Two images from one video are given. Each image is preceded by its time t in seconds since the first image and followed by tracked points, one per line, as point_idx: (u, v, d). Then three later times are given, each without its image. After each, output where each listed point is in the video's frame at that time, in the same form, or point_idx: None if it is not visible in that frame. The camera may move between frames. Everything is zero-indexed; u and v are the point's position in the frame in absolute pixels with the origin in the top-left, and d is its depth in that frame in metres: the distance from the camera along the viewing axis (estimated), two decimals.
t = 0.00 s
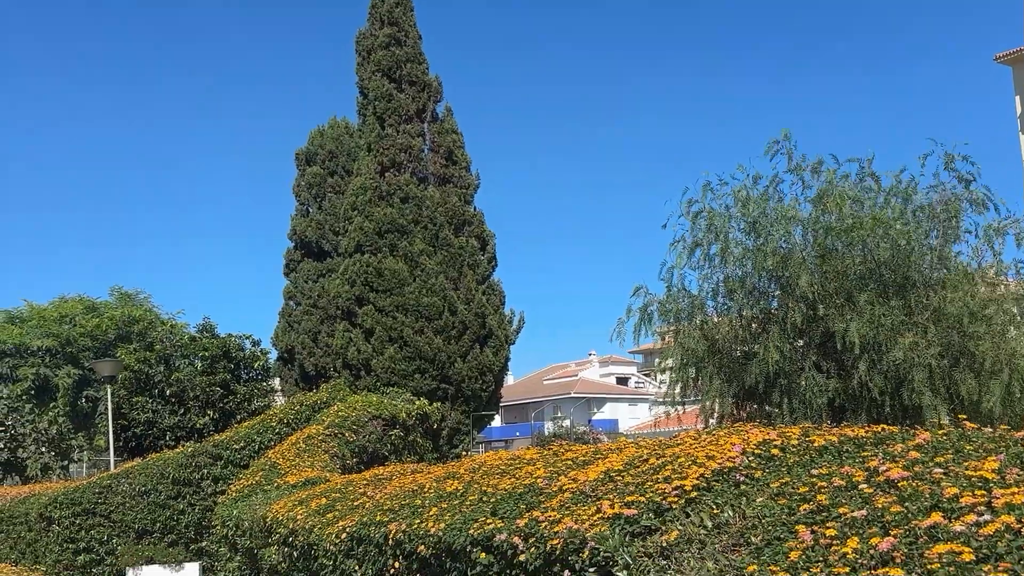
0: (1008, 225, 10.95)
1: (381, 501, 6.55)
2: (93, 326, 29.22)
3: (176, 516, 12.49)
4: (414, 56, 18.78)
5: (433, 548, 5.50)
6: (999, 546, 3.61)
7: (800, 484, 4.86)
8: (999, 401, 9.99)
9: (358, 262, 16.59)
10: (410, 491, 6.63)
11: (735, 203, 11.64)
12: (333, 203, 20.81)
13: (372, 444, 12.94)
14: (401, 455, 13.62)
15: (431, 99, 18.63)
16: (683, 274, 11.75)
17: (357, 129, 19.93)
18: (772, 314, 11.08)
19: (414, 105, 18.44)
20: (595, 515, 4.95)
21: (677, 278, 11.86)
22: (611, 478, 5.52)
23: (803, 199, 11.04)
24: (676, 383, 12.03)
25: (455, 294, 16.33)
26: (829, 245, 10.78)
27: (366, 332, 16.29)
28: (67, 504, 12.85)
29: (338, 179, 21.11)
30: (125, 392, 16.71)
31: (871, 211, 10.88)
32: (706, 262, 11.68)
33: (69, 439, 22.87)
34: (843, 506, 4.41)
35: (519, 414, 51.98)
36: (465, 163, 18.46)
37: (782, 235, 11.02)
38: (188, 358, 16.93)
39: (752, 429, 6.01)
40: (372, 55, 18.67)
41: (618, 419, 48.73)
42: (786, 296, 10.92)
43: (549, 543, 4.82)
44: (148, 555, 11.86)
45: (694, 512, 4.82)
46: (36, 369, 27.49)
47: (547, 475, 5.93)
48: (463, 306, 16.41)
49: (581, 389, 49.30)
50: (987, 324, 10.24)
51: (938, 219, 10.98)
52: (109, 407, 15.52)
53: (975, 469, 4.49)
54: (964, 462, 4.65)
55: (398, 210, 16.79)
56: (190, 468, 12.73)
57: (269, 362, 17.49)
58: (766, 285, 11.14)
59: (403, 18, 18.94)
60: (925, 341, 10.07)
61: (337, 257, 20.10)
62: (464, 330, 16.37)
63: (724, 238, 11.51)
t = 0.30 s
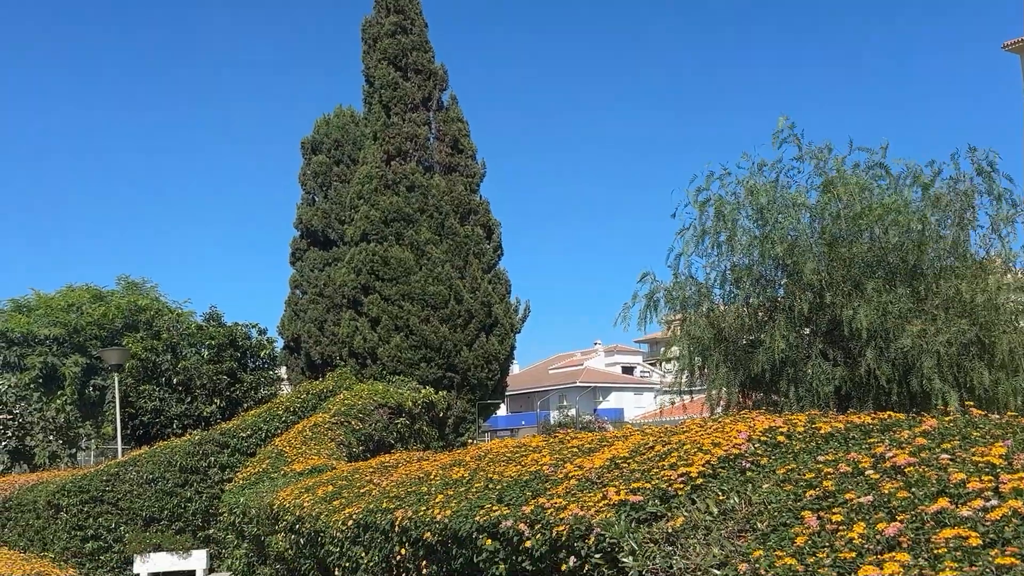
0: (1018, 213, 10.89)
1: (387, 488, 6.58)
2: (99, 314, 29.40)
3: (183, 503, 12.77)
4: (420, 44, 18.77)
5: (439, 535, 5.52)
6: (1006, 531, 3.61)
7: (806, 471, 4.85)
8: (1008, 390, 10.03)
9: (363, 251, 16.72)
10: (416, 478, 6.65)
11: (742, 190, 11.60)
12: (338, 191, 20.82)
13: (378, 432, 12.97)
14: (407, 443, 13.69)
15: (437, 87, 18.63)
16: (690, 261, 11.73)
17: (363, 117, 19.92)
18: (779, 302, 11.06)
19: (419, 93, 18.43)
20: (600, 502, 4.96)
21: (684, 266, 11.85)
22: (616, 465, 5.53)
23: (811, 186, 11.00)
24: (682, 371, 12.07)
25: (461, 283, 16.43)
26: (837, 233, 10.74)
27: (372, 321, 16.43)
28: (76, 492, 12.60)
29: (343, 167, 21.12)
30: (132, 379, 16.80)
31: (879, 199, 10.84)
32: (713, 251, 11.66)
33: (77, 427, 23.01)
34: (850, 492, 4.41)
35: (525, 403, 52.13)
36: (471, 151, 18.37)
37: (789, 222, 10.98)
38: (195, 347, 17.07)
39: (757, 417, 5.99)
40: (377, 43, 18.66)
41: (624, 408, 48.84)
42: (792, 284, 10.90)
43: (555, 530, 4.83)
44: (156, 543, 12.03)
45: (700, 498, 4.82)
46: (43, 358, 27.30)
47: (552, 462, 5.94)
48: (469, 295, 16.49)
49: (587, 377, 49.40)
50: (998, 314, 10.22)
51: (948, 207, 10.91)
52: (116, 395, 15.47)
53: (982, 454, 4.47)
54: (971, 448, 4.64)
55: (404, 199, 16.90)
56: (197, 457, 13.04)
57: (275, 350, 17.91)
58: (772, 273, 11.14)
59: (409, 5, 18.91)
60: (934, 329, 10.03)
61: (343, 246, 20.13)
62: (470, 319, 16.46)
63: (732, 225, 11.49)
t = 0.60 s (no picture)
0: None
1: (395, 472, 6.61)
2: (108, 301, 29.68)
3: (193, 488, 13.36)
4: (427, 30, 18.77)
5: (447, 518, 5.55)
6: (1016, 512, 3.61)
7: (814, 454, 4.85)
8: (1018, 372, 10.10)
9: (371, 237, 16.69)
10: (424, 462, 6.68)
11: (752, 175, 11.65)
12: (345, 177, 20.85)
13: (386, 417, 13.03)
14: (414, 429, 13.80)
15: (444, 73, 18.60)
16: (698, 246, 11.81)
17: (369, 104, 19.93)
18: (787, 288, 11.09)
19: (426, 80, 18.45)
20: (609, 485, 4.98)
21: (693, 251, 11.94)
22: (624, 448, 5.54)
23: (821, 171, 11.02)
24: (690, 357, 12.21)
25: (468, 270, 16.46)
26: (847, 218, 10.77)
27: (380, 307, 16.43)
28: (87, 477, 13.38)
29: (350, 154, 21.15)
30: (141, 365, 17.06)
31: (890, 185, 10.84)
32: (722, 236, 11.73)
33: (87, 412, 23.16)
34: (859, 474, 4.41)
35: (532, 389, 52.35)
36: (478, 138, 18.36)
37: (799, 205, 11.04)
38: (204, 333, 17.24)
39: (765, 401, 5.98)
40: (384, 30, 18.68)
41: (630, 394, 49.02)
42: (801, 269, 10.92)
43: (563, 513, 4.86)
44: (167, 527, 13.13)
45: (708, 481, 4.82)
46: (53, 344, 27.64)
47: (560, 446, 5.95)
48: (476, 281, 16.53)
49: (594, 364, 49.56)
50: (1009, 299, 10.22)
51: (960, 192, 10.87)
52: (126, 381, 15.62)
53: (992, 437, 4.47)
54: (981, 430, 4.63)
55: (411, 185, 16.93)
56: (207, 441, 13.34)
57: (284, 337, 17.90)
58: (780, 257, 11.19)
59: None
60: (946, 313, 9.99)
61: (350, 232, 20.16)
62: (478, 304, 16.48)
63: (740, 211, 11.56)
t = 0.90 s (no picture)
0: None
1: (402, 459, 6.63)
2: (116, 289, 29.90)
3: (200, 474, 13.76)
4: (433, 16, 18.75)
5: (453, 504, 5.57)
6: None
7: (822, 438, 4.84)
8: None
9: (377, 224, 16.93)
10: (431, 449, 6.68)
11: (762, 161, 11.67)
12: (352, 164, 20.84)
13: (393, 404, 13.03)
14: (422, 415, 13.90)
15: (451, 59, 18.60)
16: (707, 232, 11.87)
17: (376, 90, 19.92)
18: (795, 274, 11.14)
19: (433, 66, 18.46)
20: (615, 470, 4.98)
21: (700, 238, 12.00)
22: (631, 434, 5.53)
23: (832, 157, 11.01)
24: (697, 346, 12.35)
25: (476, 257, 16.52)
26: (856, 204, 10.77)
27: (387, 294, 16.61)
28: (95, 464, 13.66)
29: (357, 141, 21.15)
30: (150, 352, 17.32)
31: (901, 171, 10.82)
32: (730, 221, 11.77)
33: (95, 399, 23.33)
34: (866, 459, 4.40)
35: (539, 377, 52.50)
36: (485, 124, 18.28)
37: (807, 189, 11.04)
38: (211, 320, 17.25)
39: (772, 386, 5.96)
40: (391, 15, 18.67)
41: (637, 382, 49.11)
42: (809, 255, 10.95)
43: (569, 498, 4.86)
44: (175, 513, 13.64)
45: (715, 467, 4.81)
46: (62, 332, 27.71)
47: (567, 432, 5.94)
48: (483, 269, 16.60)
49: (601, 351, 49.65)
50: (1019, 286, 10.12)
51: (973, 179, 10.87)
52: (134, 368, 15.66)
53: (1000, 421, 4.45)
54: (988, 415, 4.61)
55: (418, 172, 17.09)
56: (214, 428, 13.62)
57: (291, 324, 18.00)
58: (788, 244, 11.20)
59: None
60: (953, 302, 9.95)
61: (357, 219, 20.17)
62: (484, 292, 16.56)
63: (749, 196, 11.59)
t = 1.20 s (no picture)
0: None
1: (410, 443, 6.65)
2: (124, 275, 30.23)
3: (209, 460, 13.95)
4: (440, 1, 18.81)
5: (461, 488, 5.59)
6: None
7: (830, 421, 4.83)
8: None
9: (384, 211, 16.84)
10: (439, 433, 6.70)
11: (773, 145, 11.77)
12: (359, 150, 20.86)
13: (401, 389, 13.10)
14: (429, 401, 14.01)
15: (457, 45, 18.76)
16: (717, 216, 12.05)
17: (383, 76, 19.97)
18: (803, 260, 11.28)
19: (440, 51, 18.57)
20: (623, 454, 4.98)
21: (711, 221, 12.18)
22: (639, 418, 5.53)
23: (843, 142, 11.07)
24: (705, 332, 12.47)
25: (483, 244, 16.58)
26: (865, 189, 10.83)
27: (394, 280, 16.57)
28: (104, 449, 13.79)
29: (364, 127, 21.17)
30: (158, 338, 17.37)
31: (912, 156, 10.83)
32: (740, 206, 11.92)
33: (104, 385, 23.58)
34: (875, 442, 4.39)
35: (546, 364, 52.70)
36: (492, 110, 18.53)
37: (817, 174, 11.14)
38: (219, 306, 17.44)
39: (780, 370, 5.95)
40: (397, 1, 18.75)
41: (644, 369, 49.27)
42: (817, 240, 11.10)
43: (577, 482, 4.88)
44: (185, 498, 13.87)
45: (722, 450, 4.81)
46: (71, 317, 28.47)
47: (574, 417, 5.94)
48: (490, 255, 16.69)
49: (607, 338, 49.82)
50: None
51: (987, 163, 10.86)
52: (142, 354, 15.69)
53: (1010, 404, 4.44)
54: (998, 398, 4.60)
55: (425, 158, 17.00)
56: (222, 414, 13.82)
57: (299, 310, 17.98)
58: (797, 229, 11.34)
59: None
60: (961, 287, 9.85)
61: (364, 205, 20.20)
62: (491, 278, 16.64)
63: (758, 181, 11.73)
